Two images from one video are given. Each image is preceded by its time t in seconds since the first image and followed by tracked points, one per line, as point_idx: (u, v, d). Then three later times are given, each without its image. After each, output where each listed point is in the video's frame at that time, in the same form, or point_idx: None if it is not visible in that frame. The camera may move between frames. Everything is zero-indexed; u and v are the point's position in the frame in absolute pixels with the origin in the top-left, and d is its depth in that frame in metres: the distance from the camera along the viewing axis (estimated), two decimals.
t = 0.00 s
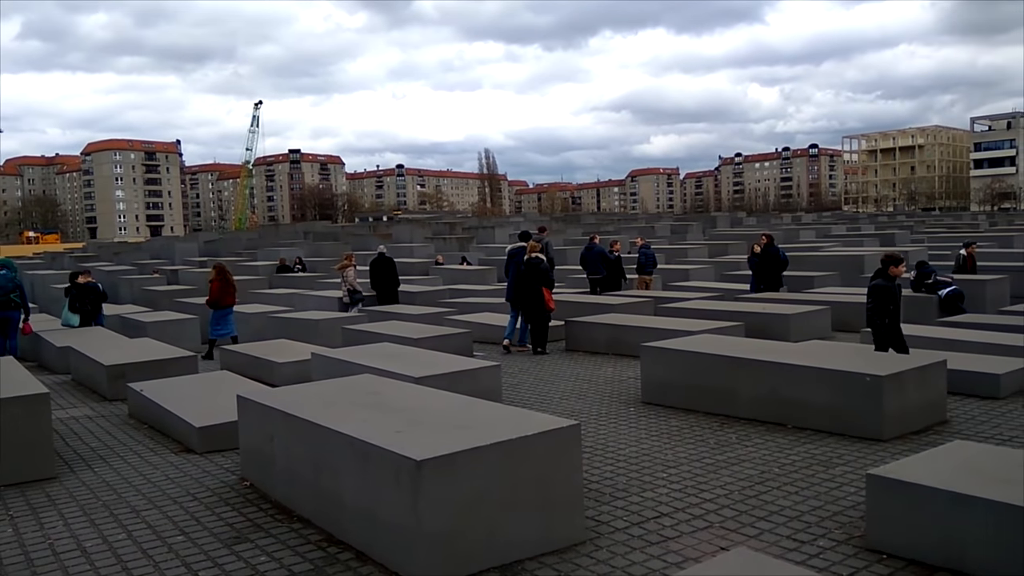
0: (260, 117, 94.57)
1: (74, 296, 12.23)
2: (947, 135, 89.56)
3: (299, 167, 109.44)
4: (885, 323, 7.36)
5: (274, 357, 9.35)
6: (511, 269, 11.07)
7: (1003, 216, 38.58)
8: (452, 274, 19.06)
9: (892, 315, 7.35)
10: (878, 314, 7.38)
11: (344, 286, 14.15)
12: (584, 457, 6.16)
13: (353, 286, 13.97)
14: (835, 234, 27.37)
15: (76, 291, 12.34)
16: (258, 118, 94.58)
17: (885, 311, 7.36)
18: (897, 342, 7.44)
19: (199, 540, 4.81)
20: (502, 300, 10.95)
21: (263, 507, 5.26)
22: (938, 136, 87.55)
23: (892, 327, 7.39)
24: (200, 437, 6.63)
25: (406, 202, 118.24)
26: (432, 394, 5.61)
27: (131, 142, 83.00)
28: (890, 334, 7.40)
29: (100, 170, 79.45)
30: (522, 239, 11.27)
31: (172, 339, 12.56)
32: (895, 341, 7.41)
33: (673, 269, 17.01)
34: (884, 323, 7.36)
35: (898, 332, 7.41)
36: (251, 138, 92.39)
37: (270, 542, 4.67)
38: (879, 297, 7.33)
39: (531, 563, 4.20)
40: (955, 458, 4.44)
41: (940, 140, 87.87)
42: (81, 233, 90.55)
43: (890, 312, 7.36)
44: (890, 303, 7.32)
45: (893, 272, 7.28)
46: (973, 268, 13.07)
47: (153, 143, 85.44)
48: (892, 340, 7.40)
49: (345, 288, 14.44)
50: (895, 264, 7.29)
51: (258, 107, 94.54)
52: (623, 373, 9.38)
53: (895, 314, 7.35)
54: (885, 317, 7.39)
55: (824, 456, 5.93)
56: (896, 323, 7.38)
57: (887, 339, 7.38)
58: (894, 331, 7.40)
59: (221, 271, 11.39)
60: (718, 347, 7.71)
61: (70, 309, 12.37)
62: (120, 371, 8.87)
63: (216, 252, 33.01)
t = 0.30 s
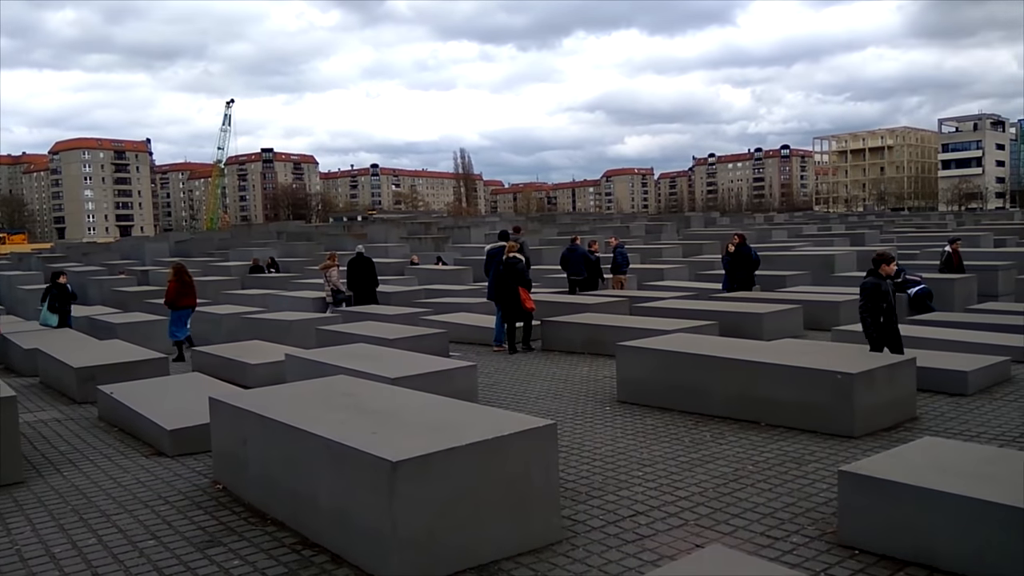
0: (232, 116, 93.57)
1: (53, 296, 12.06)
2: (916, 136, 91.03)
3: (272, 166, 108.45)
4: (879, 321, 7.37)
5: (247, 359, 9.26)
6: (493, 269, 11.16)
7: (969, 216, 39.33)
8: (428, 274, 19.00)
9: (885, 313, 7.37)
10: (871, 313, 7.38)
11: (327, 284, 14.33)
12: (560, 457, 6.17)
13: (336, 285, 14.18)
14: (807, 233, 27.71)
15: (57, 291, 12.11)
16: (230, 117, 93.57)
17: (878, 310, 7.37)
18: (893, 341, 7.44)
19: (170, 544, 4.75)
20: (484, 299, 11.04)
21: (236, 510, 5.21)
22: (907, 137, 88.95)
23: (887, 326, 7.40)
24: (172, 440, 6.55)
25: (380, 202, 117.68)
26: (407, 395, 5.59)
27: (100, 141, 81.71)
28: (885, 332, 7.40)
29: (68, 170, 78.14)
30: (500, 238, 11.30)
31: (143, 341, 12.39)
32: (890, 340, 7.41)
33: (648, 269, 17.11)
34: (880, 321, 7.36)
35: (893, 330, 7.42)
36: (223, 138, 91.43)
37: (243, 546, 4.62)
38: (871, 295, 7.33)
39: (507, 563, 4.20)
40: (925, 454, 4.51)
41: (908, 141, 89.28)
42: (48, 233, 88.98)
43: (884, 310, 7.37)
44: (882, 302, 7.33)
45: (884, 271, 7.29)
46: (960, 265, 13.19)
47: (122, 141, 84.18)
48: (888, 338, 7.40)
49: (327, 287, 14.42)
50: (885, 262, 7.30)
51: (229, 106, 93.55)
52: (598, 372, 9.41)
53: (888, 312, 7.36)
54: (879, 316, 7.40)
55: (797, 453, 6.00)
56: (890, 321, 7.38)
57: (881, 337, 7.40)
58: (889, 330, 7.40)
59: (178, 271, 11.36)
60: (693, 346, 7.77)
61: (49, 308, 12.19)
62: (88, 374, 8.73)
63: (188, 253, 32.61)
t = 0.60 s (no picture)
0: (204, 114, 92.52)
1: (34, 300, 11.79)
2: (886, 137, 92.40)
3: (245, 165, 107.36)
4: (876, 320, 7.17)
5: (220, 360, 9.16)
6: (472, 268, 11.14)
7: (938, 216, 39.99)
8: (403, 274, 18.94)
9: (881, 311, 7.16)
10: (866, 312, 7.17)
11: (309, 283, 14.40)
12: (537, 456, 6.18)
13: (319, 283, 14.29)
14: (779, 233, 28.01)
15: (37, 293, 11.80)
16: (202, 115, 92.51)
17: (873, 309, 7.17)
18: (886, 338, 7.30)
19: (142, 548, 4.68)
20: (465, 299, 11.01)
21: (209, 514, 5.14)
22: (877, 138, 90.25)
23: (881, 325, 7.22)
24: (143, 443, 6.45)
25: (355, 202, 117.00)
26: (383, 396, 5.56)
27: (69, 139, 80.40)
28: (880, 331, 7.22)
29: (36, 169, 76.78)
30: (480, 237, 11.28)
31: (113, 343, 12.21)
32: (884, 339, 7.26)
33: (623, 269, 17.19)
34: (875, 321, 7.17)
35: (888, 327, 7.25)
36: (195, 136, 90.40)
37: (216, 549, 4.56)
38: (864, 295, 7.13)
39: (484, 563, 4.20)
40: (897, 450, 4.58)
41: (879, 142, 90.58)
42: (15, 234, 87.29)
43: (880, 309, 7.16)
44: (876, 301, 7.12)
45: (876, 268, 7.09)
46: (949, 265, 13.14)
47: (92, 140, 82.87)
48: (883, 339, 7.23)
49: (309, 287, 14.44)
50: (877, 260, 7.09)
51: (201, 105, 92.50)
52: (575, 372, 9.44)
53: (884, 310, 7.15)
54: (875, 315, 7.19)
55: (771, 450, 6.06)
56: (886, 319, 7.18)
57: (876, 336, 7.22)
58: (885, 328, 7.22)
59: (141, 271, 11.19)
60: (668, 344, 7.82)
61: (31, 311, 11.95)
62: (57, 376, 8.58)
63: (159, 253, 32.20)
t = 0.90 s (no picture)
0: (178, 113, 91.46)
1: (21, 299, 11.44)
2: (859, 137, 93.56)
3: (220, 165, 106.30)
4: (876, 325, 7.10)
5: (194, 362, 9.06)
6: (454, 266, 11.06)
7: (911, 216, 40.61)
8: (381, 274, 18.86)
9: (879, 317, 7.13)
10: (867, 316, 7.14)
11: (290, 284, 14.22)
12: (516, 456, 6.18)
13: (300, 283, 14.10)
14: (755, 232, 28.27)
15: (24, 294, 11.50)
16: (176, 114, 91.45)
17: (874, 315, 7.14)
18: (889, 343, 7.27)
19: (115, 552, 4.62)
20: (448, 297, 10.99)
21: (184, 517, 5.08)
22: (851, 138, 91.37)
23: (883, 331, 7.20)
24: (116, 446, 6.36)
25: (332, 201, 116.33)
26: (360, 397, 5.53)
27: (40, 138, 79.14)
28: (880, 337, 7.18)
29: (6, 168, 75.49)
30: (458, 236, 11.16)
31: (86, 344, 12.04)
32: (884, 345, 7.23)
33: (601, 269, 17.24)
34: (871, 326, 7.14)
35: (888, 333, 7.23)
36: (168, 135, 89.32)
37: (191, 553, 4.51)
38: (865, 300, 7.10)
39: (463, 563, 4.19)
40: (871, 447, 4.63)
41: (852, 142, 91.70)
42: None
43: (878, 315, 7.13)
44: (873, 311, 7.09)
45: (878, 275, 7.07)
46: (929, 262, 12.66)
47: (63, 139, 81.64)
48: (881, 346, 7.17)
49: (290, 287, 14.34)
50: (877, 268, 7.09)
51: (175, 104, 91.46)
52: (553, 371, 9.45)
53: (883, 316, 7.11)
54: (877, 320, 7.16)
55: (748, 448, 6.11)
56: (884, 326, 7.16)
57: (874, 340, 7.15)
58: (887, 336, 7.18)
59: (107, 272, 10.99)
60: (646, 344, 7.85)
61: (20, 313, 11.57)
62: (28, 379, 8.44)
63: (132, 253, 31.80)
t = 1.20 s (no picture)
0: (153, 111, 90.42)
1: (6, 299, 11.04)
2: (835, 138, 94.59)
3: (196, 164, 105.21)
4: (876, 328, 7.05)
5: (170, 363, 8.96)
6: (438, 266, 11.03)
7: (887, 216, 41.28)
8: (360, 274, 18.77)
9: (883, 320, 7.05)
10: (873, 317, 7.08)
11: (273, 283, 14.28)
12: (496, 456, 6.18)
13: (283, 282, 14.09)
14: (733, 232, 28.49)
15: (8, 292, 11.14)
16: (152, 112, 90.41)
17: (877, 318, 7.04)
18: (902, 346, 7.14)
19: (91, 556, 4.56)
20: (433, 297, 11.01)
21: (161, 520, 5.03)
22: (827, 138, 92.34)
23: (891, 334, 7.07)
24: (90, 449, 6.28)
25: (310, 201, 115.67)
26: (340, 397, 5.50)
27: (12, 137, 77.90)
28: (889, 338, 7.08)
29: None
30: (442, 236, 11.07)
31: (60, 346, 11.86)
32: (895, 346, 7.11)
33: (581, 268, 17.28)
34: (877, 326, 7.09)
35: (900, 334, 7.08)
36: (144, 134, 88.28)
37: (169, 556, 4.46)
38: (867, 302, 7.05)
39: (444, 564, 4.18)
40: (847, 444, 4.69)
41: (828, 142, 92.67)
42: None
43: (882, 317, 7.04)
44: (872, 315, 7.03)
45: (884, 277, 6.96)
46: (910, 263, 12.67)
47: (36, 138, 80.42)
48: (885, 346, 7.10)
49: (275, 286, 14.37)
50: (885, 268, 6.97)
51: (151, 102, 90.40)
52: (533, 370, 9.45)
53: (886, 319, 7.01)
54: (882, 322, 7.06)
55: (727, 445, 6.16)
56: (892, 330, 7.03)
57: (878, 342, 7.09)
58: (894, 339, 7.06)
59: (76, 272, 10.81)
60: (625, 343, 7.88)
61: (5, 313, 11.14)
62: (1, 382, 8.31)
63: (107, 254, 31.39)
